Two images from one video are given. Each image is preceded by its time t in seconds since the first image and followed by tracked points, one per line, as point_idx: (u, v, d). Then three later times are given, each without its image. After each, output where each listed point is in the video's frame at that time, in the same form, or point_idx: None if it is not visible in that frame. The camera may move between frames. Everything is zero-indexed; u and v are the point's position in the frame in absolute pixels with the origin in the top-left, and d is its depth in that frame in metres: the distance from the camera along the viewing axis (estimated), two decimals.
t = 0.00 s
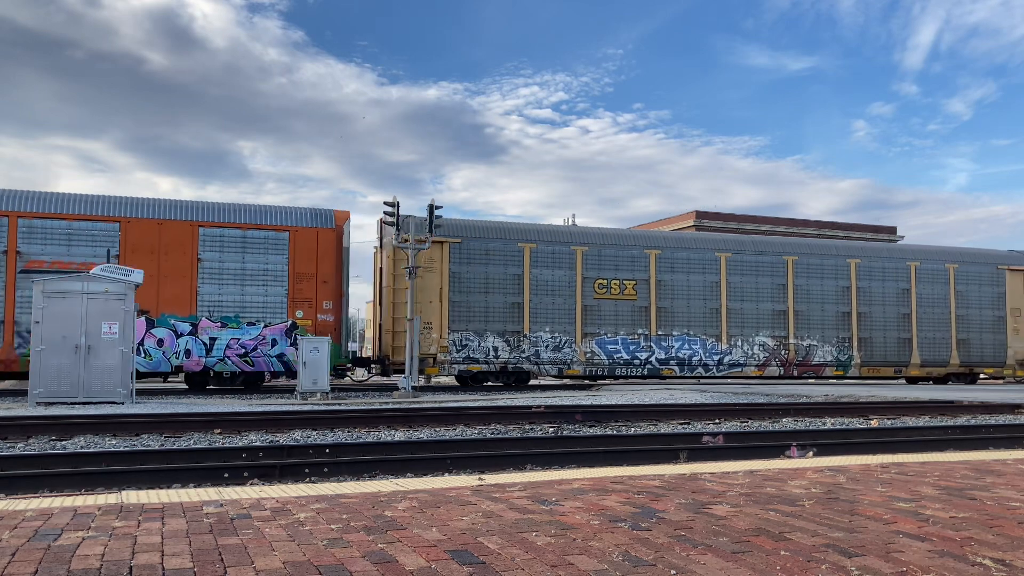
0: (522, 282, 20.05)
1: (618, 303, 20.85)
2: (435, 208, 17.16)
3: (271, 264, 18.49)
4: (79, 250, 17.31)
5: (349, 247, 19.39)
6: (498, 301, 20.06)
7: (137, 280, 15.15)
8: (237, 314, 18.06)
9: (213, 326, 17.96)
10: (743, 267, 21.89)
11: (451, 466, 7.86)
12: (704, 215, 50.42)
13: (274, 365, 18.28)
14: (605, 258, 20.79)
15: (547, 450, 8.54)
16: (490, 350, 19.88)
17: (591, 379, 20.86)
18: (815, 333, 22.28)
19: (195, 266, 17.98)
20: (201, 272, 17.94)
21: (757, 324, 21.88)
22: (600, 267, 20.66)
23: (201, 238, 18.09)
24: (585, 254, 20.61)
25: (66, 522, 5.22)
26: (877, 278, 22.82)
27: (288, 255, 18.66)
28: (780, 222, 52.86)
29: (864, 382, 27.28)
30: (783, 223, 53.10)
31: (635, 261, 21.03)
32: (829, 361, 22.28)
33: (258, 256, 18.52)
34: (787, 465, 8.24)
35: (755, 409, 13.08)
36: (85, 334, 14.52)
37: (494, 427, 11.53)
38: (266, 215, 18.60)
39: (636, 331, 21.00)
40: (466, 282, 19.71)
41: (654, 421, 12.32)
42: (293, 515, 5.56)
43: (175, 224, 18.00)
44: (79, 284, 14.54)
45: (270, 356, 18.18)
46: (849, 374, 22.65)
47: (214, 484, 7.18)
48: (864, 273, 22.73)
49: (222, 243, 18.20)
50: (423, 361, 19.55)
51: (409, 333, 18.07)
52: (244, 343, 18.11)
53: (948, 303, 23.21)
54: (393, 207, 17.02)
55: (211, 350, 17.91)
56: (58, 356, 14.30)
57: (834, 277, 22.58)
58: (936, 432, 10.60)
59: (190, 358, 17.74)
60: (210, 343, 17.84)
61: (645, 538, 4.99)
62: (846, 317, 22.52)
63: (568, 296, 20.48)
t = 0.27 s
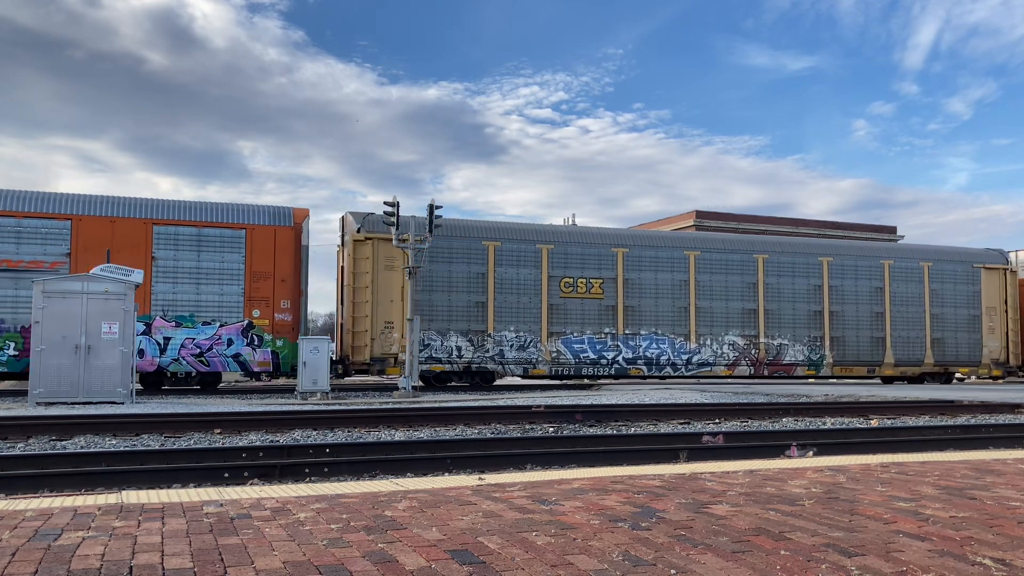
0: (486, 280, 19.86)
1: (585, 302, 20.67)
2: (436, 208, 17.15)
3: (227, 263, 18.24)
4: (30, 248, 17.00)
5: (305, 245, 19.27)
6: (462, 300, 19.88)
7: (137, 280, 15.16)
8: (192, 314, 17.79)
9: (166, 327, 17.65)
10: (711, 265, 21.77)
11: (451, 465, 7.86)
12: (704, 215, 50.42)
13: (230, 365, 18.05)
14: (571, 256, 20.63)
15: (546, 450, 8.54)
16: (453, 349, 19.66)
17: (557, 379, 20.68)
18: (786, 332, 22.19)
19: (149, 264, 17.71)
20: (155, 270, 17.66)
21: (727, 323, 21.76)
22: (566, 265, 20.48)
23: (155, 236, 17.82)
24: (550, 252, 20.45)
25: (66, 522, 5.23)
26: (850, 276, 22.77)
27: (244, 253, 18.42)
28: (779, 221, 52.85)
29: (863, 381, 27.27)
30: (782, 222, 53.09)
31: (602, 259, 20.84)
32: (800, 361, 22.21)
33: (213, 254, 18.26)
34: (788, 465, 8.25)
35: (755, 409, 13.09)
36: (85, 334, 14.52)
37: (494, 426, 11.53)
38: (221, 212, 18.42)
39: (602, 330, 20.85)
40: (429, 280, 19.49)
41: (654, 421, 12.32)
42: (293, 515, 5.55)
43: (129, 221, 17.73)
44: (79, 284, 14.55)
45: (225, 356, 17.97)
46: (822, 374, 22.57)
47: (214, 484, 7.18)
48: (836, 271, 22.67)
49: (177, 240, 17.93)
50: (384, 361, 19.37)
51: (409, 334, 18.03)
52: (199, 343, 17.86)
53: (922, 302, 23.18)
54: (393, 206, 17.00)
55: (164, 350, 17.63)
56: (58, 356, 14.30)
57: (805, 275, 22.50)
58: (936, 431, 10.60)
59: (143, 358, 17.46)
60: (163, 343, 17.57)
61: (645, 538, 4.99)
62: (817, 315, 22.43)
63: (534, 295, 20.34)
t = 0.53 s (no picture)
0: (447, 279, 19.64)
1: (550, 300, 20.47)
2: (434, 207, 17.19)
3: (181, 261, 18.12)
4: None
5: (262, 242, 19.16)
6: (423, 299, 19.65)
7: (136, 279, 15.13)
8: (145, 312, 17.67)
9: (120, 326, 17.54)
10: (679, 263, 21.64)
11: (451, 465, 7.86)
12: (702, 213, 50.42)
13: (184, 365, 17.94)
14: (534, 254, 20.45)
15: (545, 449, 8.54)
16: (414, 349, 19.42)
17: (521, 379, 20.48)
18: (755, 330, 22.09)
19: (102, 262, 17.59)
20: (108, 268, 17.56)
21: (695, 321, 21.64)
22: (530, 263, 20.29)
23: (108, 233, 17.69)
24: (514, 250, 20.26)
25: (65, 522, 5.23)
26: (820, 274, 22.76)
27: (198, 251, 18.28)
28: (777, 220, 52.85)
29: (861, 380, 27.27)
30: (779, 220, 53.10)
31: (567, 257, 20.64)
32: (769, 359, 22.13)
33: (167, 252, 18.14)
34: (788, 463, 8.26)
35: (754, 408, 13.10)
36: (83, 334, 14.51)
37: (493, 425, 11.53)
38: (177, 211, 18.30)
39: (567, 329, 20.64)
40: (391, 278, 19.25)
41: (653, 419, 12.33)
42: (292, 514, 5.55)
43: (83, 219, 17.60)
44: (78, 284, 14.53)
45: (179, 356, 17.85)
46: (792, 373, 22.44)
47: (213, 484, 7.18)
48: (807, 269, 22.65)
49: (130, 238, 17.81)
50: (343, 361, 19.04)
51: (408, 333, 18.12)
52: (152, 342, 17.74)
53: (894, 300, 23.16)
54: (391, 206, 17.00)
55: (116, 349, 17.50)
56: (57, 356, 14.29)
57: (774, 273, 22.47)
58: (936, 429, 10.61)
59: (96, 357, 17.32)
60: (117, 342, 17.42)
61: (644, 536, 4.99)
62: (787, 313, 22.36)
63: (497, 294, 20.13)
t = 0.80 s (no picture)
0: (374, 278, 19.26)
1: (481, 299, 20.25)
2: (403, 208, 17.15)
3: (94, 262, 17.49)
4: None
5: (180, 243, 18.46)
6: (348, 299, 19.26)
7: (101, 282, 14.88)
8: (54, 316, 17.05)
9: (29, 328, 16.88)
10: (613, 261, 21.47)
11: (421, 465, 7.86)
12: (669, 212, 50.78)
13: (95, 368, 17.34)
14: (464, 252, 20.21)
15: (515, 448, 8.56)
16: (340, 350, 19.02)
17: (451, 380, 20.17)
18: (689, 328, 21.99)
19: (9, 264, 16.99)
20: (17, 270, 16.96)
21: (628, 319, 21.49)
22: (459, 261, 20.05)
23: (15, 234, 17.09)
24: (443, 249, 20.01)
25: (28, 530, 5.13)
26: (755, 271, 22.74)
27: (111, 251, 17.64)
28: (742, 219, 53.38)
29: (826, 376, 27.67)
30: (745, 219, 53.65)
31: (497, 255, 20.45)
32: (704, 356, 21.99)
33: (79, 253, 17.53)
34: (756, 460, 8.38)
35: (722, 405, 13.25)
36: (47, 338, 14.24)
37: (464, 426, 11.54)
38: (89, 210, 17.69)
39: (498, 329, 20.40)
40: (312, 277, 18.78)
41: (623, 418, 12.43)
42: (262, 518, 5.51)
43: None
44: (41, 287, 14.27)
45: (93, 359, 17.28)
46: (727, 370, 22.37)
47: (181, 488, 7.10)
48: (742, 266, 22.61)
49: (39, 239, 17.21)
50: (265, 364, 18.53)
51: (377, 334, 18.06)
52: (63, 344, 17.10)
53: (829, 297, 23.26)
54: (360, 207, 16.91)
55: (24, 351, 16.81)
56: (20, 361, 14.01)
57: (709, 270, 22.36)
58: (900, 424, 10.82)
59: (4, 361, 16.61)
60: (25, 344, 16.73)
61: (614, 534, 5.04)
62: (721, 311, 22.29)
63: (427, 294, 19.83)
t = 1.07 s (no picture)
0: (278, 295, 18.70)
1: (392, 315, 19.93)
2: (343, 224, 16.95)
3: None
4: None
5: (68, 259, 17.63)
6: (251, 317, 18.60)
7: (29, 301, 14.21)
8: None
9: None
10: (527, 275, 21.48)
11: (363, 485, 7.76)
12: (610, 227, 51.46)
13: None
14: (373, 268, 19.87)
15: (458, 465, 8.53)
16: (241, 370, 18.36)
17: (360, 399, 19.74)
18: (603, 341, 22.14)
19: None
20: None
21: (543, 334, 21.50)
22: (368, 277, 19.69)
23: None
24: (351, 264, 19.63)
25: None
26: (668, 284, 23.04)
27: None
28: (681, 233, 54.41)
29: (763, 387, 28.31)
30: (684, 234, 54.70)
31: (408, 271, 20.18)
32: (619, 370, 22.20)
33: None
34: (697, 471, 8.53)
35: (664, 417, 13.45)
36: None
37: (407, 444, 11.44)
38: None
39: (409, 346, 20.09)
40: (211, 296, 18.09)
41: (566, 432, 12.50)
42: (197, 543, 5.36)
43: None
44: None
45: None
46: (641, 383, 22.62)
47: (113, 514, 6.85)
48: (655, 279, 22.87)
49: None
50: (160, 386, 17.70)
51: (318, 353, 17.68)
52: None
53: (742, 309, 23.72)
54: (297, 224, 16.62)
55: None
56: None
57: (623, 284, 22.58)
58: (835, 433, 11.15)
59: None
60: None
61: (557, 549, 5.06)
62: (636, 324, 22.53)
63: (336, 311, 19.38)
